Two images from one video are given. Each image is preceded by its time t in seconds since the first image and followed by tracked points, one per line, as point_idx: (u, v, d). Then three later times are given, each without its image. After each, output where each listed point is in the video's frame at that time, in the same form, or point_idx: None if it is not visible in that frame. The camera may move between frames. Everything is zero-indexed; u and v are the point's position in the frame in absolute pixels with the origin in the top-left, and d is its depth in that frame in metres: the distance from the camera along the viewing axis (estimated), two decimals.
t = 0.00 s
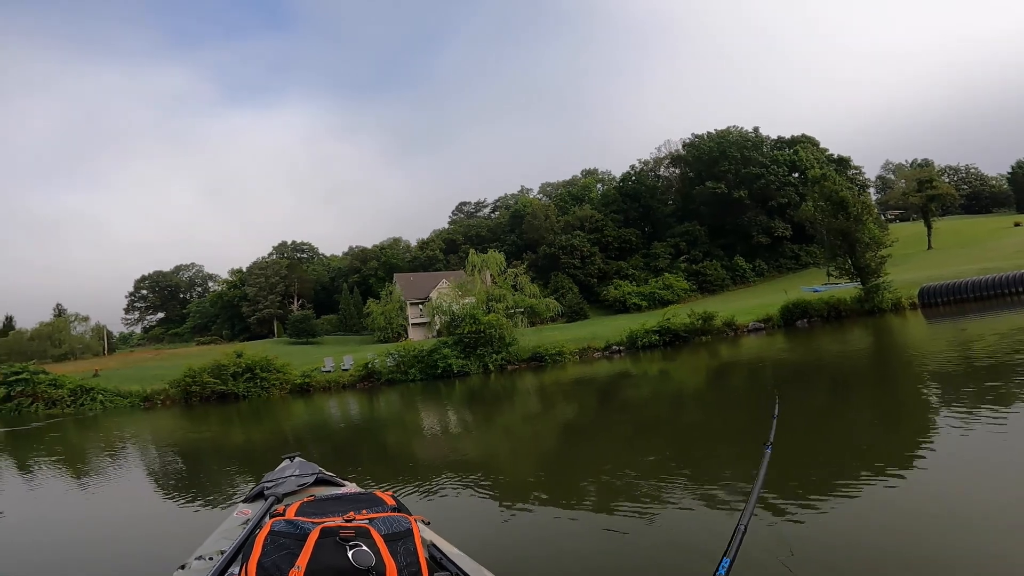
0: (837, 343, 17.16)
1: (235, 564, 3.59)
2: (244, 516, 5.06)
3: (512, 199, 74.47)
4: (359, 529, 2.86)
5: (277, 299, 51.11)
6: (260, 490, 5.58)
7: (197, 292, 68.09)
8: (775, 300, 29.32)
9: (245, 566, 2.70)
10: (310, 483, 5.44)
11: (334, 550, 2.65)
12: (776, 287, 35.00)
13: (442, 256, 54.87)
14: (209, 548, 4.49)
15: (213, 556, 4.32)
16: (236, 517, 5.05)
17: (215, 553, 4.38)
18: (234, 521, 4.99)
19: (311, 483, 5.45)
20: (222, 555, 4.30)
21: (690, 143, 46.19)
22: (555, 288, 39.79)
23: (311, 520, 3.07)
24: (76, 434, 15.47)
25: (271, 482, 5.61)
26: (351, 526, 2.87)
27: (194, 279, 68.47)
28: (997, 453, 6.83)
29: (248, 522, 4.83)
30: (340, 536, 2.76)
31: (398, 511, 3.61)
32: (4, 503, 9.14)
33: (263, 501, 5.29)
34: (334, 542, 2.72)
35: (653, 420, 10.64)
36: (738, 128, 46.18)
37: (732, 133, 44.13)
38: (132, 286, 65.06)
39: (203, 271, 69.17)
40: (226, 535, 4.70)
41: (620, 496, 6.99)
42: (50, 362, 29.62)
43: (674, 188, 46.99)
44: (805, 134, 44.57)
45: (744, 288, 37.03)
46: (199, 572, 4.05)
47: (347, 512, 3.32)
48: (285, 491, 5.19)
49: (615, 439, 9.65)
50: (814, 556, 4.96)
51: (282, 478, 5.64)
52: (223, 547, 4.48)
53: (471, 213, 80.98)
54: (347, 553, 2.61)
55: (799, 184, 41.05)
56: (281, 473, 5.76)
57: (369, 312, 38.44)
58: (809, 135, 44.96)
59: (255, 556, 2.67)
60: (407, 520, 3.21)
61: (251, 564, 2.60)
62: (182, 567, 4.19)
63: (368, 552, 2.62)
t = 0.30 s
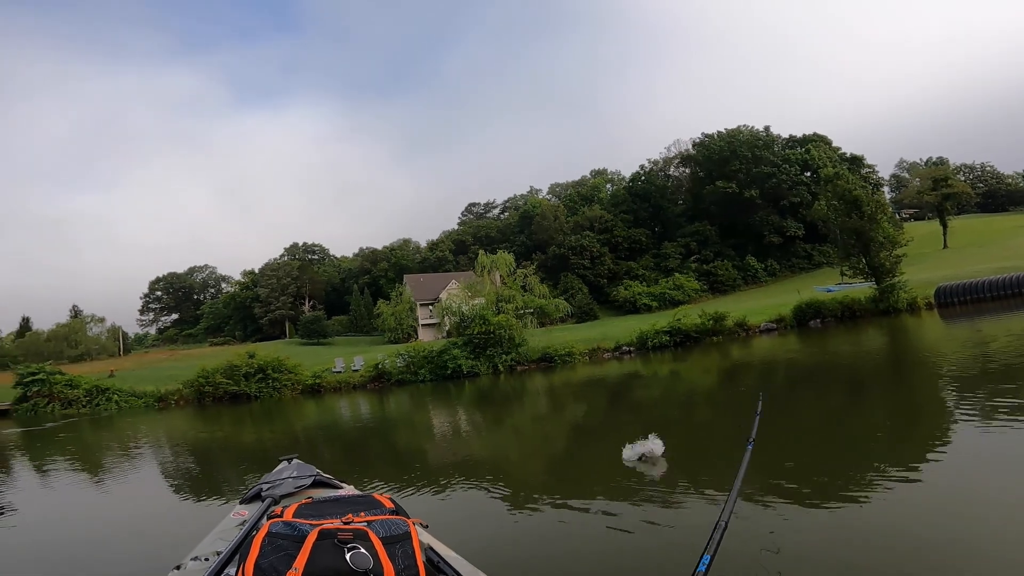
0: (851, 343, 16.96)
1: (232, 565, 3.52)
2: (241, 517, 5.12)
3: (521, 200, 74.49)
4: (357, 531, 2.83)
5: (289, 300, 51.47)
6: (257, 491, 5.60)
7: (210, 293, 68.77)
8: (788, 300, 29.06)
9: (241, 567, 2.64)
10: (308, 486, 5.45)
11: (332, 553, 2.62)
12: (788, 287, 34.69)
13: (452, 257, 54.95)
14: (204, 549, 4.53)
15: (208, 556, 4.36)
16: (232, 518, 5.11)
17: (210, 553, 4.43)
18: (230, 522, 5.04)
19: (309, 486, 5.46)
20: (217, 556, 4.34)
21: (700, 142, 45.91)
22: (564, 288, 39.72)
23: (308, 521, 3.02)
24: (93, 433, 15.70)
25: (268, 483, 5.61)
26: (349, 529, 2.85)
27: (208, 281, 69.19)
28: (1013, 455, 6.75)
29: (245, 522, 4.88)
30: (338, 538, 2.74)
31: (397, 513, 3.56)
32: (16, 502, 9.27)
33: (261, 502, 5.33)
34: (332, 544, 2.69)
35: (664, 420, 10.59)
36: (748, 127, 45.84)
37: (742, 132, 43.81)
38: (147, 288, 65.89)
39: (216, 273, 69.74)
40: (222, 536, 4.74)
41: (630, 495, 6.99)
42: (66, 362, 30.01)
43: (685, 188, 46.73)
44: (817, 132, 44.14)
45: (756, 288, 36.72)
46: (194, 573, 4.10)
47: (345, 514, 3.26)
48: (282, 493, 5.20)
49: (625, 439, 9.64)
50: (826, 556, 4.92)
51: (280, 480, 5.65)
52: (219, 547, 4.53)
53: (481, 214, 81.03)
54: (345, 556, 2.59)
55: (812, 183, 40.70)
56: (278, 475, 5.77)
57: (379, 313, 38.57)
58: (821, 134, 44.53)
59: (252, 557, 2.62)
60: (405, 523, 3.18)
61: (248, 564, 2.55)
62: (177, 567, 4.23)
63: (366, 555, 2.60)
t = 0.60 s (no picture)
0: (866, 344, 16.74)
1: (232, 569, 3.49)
2: (240, 520, 5.24)
3: (531, 201, 74.42)
4: (358, 535, 2.80)
5: (301, 302, 51.83)
6: (257, 493, 5.63)
7: (224, 295, 69.46)
8: (801, 300, 28.76)
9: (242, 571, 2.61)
10: (308, 489, 5.50)
11: (333, 557, 2.59)
12: (802, 288, 34.33)
13: (463, 258, 55.04)
14: (203, 552, 4.63)
15: (207, 559, 4.47)
16: (231, 521, 5.23)
17: (209, 556, 4.54)
18: (230, 526, 5.15)
19: (309, 489, 5.50)
20: (217, 559, 4.45)
21: (712, 142, 45.58)
22: (575, 289, 39.62)
23: (310, 525, 2.99)
24: (109, 433, 15.88)
25: (267, 486, 5.63)
26: (351, 533, 2.82)
27: (222, 283, 69.89)
28: None
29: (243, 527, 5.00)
30: (340, 542, 2.71)
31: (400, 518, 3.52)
32: (32, 499, 9.48)
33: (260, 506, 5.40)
34: (333, 548, 2.66)
35: (676, 421, 10.51)
36: (760, 126, 45.45)
37: (754, 132, 43.46)
38: (163, 290, 66.67)
39: (229, 275, 70.36)
40: (221, 539, 4.85)
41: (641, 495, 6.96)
42: (83, 363, 30.45)
43: (696, 188, 46.41)
44: (830, 131, 43.68)
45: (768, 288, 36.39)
46: None
47: (346, 518, 3.22)
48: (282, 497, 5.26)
49: (636, 440, 9.62)
50: (824, 555, 5.00)
51: (279, 483, 5.67)
52: (218, 550, 4.64)
53: (491, 215, 81.07)
54: (346, 560, 2.57)
55: (825, 183, 40.32)
56: (278, 477, 5.77)
57: (390, 314, 38.68)
58: (834, 133, 44.04)
59: (253, 560, 2.60)
60: (406, 527, 3.15)
61: (249, 568, 2.53)
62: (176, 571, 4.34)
63: (367, 560, 2.58)
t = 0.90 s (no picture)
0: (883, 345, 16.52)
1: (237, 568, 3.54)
2: (243, 521, 5.27)
3: (542, 202, 74.36)
4: (361, 537, 2.81)
5: (315, 303, 52.25)
6: (259, 495, 5.67)
7: (239, 296, 70.19)
8: (816, 301, 28.46)
9: (245, 573, 2.63)
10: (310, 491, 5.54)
11: (336, 559, 2.60)
12: (817, 288, 33.97)
13: (474, 259, 55.12)
14: (207, 552, 4.68)
15: (211, 560, 4.49)
16: (235, 522, 5.26)
17: (213, 557, 4.56)
18: (233, 526, 5.18)
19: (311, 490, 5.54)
20: (220, 560, 4.47)
21: (724, 141, 45.21)
22: (586, 290, 39.52)
23: (313, 527, 3.00)
24: (127, 433, 16.10)
25: (270, 487, 5.66)
26: (353, 534, 2.82)
27: (237, 284, 70.62)
28: None
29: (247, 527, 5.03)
30: (343, 544, 2.71)
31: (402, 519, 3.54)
32: (50, 496, 9.72)
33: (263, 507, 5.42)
34: (336, 550, 2.66)
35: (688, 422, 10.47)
36: (773, 125, 45.04)
37: (767, 131, 43.07)
38: (180, 291, 67.53)
39: (244, 276, 71.09)
40: (224, 540, 4.88)
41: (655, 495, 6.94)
42: (102, 364, 30.93)
43: (708, 188, 46.07)
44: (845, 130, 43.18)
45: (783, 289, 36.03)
46: None
47: (349, 520, 3.23)
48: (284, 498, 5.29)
49: (648, 441, 9.62)
50: (824, 555, 5.01)
51: (282, 484, 5.70)
52: (221, 552, 4.66)
53: (502, 216, 81.13)
54: (349, 562, 2.58)
55: (841, 182, 39.92)
56: (280, 479, 5.79)
57: (402, 315, 38.81)
58: (849, 131, 43.53)
59: (257, 561, 2.62)
60: (409, 528, 3.15)
61: (253, 568, 2.56)
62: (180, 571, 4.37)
63: (370, 560, 2.59)
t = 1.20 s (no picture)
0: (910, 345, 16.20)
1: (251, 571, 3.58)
2: (256, 522, 5.33)
3: (558, 203, 74.34)
4: (373, 538, 2.83)
5: (333, 305, 52.81)
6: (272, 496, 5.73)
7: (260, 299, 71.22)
8: (838, 301, 28.00)
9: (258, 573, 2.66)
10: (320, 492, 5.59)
11: (348, 559, 2.62)
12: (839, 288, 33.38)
13: (491, 261, 55.25)
14: (220, 553, 4.74)
15: (224, 561, 4.54)
16: (247, 523, 5.33)
17: (226, 558, 4.62)
18: (245, 528, 5.25)
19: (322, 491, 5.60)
20: (233, 561, 4.52)
21: (742, 140, 44.74)
22: (603, 291, 39.34)
23: (325, 527, 3.03)
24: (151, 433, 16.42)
25: (282, 488, 5.72)
26: (365, 535, 2.85)
27: (258, 287, 71.70)
28: None
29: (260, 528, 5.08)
30: (355, 544, 2.74)
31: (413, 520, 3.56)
32: (73, 493, 10.00)
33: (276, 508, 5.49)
34: (348, 550, 2.69)
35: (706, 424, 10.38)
36: (792, 123, 44.49)
37: (786, 129, 42.53)
38: (202, 294, 68.74)
39: (265, 279, 72.15)
40: (237, 541, 4.94)
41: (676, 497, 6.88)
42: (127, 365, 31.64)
43: (726, 187, 45.60)
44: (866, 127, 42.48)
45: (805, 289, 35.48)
46: None
47: (360, 522, 3.26)
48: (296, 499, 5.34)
49: (666, 442, 9.58)
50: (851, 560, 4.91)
51: (293, 485, 5.75)
52: (234, 553, 4.73)
53: (518, 217, 81.24)
54: (361, 562, 2.60)
55: (863, 179, 39.26)
56: (292, 479, 5.86)
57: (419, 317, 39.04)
58: (870, 128, 42.82)
59: (271, 561, 2.66)
60: (420, 529, 3.17)
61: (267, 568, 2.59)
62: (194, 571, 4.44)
63: (381, 561, 2.61)
